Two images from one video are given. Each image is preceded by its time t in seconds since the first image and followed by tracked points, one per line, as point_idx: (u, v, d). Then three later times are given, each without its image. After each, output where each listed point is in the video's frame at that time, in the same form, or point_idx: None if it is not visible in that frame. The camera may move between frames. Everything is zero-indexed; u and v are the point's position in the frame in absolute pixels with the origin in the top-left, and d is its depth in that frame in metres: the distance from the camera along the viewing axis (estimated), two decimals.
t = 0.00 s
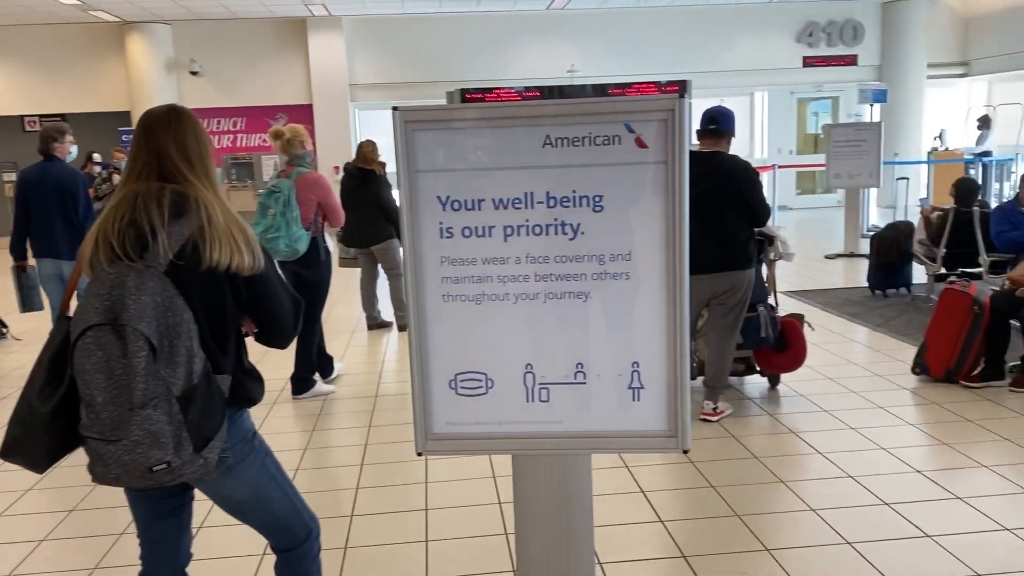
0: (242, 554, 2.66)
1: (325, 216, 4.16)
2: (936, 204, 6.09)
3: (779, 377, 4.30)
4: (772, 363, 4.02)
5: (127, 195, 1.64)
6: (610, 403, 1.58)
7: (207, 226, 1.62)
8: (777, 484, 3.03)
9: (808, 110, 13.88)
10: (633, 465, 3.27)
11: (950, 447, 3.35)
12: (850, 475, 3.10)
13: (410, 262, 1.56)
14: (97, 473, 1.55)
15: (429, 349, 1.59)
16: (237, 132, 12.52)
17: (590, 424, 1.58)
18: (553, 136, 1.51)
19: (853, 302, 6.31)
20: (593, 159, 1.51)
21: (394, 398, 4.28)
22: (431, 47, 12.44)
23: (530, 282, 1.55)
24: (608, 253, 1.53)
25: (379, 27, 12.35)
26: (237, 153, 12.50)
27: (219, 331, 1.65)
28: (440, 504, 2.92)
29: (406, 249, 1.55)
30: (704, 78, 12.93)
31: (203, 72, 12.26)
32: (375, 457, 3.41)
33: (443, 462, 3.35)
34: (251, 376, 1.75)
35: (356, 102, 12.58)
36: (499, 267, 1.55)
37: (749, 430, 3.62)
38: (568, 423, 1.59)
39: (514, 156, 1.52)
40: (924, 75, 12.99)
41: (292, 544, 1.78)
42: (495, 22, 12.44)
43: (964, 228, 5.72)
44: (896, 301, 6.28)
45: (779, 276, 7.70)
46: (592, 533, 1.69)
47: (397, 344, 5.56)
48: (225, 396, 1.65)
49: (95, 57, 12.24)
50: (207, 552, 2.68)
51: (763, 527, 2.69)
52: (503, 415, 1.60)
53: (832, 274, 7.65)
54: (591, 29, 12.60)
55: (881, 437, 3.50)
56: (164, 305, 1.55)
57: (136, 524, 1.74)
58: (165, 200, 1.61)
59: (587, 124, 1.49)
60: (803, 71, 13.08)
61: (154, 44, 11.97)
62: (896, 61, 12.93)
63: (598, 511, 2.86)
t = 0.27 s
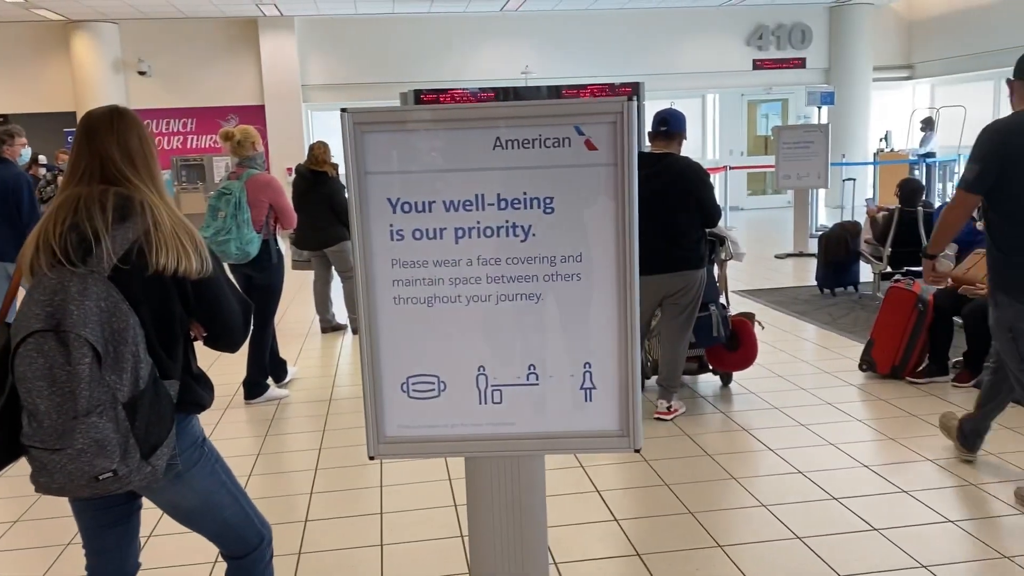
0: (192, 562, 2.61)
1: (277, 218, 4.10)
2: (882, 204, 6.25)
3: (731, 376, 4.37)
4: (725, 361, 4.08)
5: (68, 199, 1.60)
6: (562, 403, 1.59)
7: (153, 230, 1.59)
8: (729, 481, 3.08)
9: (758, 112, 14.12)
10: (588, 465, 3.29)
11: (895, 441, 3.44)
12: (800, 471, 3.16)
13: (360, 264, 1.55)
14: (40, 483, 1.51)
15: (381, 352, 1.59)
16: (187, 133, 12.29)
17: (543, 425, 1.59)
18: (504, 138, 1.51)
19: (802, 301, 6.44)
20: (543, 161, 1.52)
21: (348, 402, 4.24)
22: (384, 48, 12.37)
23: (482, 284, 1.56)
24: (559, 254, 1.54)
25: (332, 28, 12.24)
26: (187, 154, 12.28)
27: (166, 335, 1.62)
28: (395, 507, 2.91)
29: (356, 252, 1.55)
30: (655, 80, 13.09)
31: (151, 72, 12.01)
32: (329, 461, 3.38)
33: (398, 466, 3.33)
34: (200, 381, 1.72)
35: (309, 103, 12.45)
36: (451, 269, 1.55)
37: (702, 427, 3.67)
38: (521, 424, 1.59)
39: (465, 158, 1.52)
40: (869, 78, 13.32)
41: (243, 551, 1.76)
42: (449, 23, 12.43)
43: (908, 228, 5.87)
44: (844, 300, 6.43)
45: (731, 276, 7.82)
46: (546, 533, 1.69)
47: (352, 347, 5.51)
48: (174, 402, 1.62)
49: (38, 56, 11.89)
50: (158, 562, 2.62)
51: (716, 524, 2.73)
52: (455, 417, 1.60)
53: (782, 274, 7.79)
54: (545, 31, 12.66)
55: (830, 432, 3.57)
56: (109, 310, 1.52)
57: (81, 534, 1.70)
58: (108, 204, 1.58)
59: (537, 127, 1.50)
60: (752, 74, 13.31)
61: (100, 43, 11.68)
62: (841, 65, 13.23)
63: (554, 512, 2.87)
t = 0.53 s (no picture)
0: (162, 568, 2.59)
1: (249, 220, 4.07)
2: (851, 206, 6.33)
3: (704, 376, 4.40)
4: (696, 362, 4.12)
5: (33, 202, 1.58)
6: (534, 405, 1.60)
7: (121, 233, 1.57)
8: (702, 481, 3.10)
9: (731, 114, 14.22)
10: (562, 466, 3.30)
11: (865, 440, 3.49)
12: (772, 470, 3.20)
13: (330, 267, 1.54)
14: (5, 490, 1.48)
15: (351, 355, 1.58)
16: (158, 134, 12.15)
17: (515, 428, 1.60)
18: (475, 141, 1.52)
19: (773, 301, 6.51)
20: (514, 163, 1.52)
21: (321, 405, 4.22)
22: (357, 49, 12.31)
23: (453, 286, 1.56)
24: (530, 257, 1.55)
25: (304, 29, 12.15)
26: (157, 156, 12.14)
27: (135, 339, 1.60)
28: (369, 510, 2.90)
29: (327, 254, 1.54)
30: (629, 82, 13.16)
31: (121, 73, 11.85)
32: (303, 465, 3.36)
33: (372, 469, 3.32)
34: (169, 386, 1.71)
35: (282, 105, 12.36)
36: (422, 271, 1.56)
37: (675, 427, 3.70)
38: (493, 426, 1.60)
39: (436, 160, 1.52)
40: (839, 81, 13.50)
41: (215, 555, 1.75)
42: (422, 25, 12.41)
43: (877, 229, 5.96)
44: (814, 300, 6.51)
45: (703, 277, 7.89)
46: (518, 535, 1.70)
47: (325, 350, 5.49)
48: (143, 406, 1.61)
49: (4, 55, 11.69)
50: (128, 568, 2.59)
51: (689, 524, 2.75)
52: (426, 419, 1.60)
53: (754, 274, 7.87)
54: (519, 34, 12.68)
55: (800, 432, 3.62)
56: (76, 314, 1.50)
57: (47, 541, 1.67)
58: (75, 206, 1.56)
59: (508, 129, 1.51)
60: (725, 76, 13.42)
61: (69, 43, 11.51)
62: (812, 67, 13.40)
63: (527, 513, 2.88)
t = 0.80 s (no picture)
0: (149, 571, 2.57)
1: (237, 222, 4.06)
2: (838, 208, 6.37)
3: (693, 378, 4.41)
4: (685, 363, 4.13)
5: (19, 203, 1.57)
6: (522, 407, 1.60)
7: (107, 234, 1.57)
8: (691, 482, 3.11)
9: (720, 117, 14.33)
10: (551, 468, 3.30)
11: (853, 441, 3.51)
12: (760, 471, 3.21)
13: (318, 268, 1.54)
14: None
15: (339, 356, 1.58)
16: (146, 135, 12.10)
17: (503, 429, 1.60)
18: (462, 142, 1.52)
19: (762, 303, 6.54)
20: (501, 164, 1.52)
21: (310, 407, 4.21)
22: (347, 51, 12.29)
23: (441, 288, 1.56)
24: (517, 258, 1.55)
25: (293, 30, 12.13)
26: (146, 157, 12.09)
27: (121, 340, 1.60)
28: (358, 513, 2.89)
29: (314, 255, 1.54)
30: (618, 85, 13.20)
31: (109, 74, 11.79)
32: (291, 468, 3.35)
33: (361, 471, 3.32)
34: (155, 388, 1.70)
35: (270, 106, 12.32)
36: (410, 273, 1.56)
37: (664, 429, 3.71)
38: (481, 427, 1.60)
39: (424, 162, 1.52)
40: (827, 84, 13.56)
41: (202, 558, 1.74)
42: (412, 27, 12.39)
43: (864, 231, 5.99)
44: (803, 302, 6.54)
45: (692, 279, 7.92)
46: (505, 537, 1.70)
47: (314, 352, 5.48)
48: (129, 408, 1.60)
49: None
50: (114, 571, 2.58)
51: (677, 525, 2.76)
52: (414, 421, 1.60)
53: (743, 276, 7.90)
54: (509, 35, 12.68)
55: (788, 433, 3.63)
56: (61, 316, 1.50)
57: (33, 544, 1.66)
58: (61, 207, 1.55)
59: (496, 131, 1.51)
60: (714, 79, 13.47)
61: (56, 44, 11.45)
62: (800, 70, 13.46)
63: (516, 515, 2.88)
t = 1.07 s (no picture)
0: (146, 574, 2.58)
1: (237, 224, 4.06)
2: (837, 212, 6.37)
3: (692, 381, 4.41)
4: (684, 366, 4.14)
5: (19, 205, 1.58)
6: (521, 409, 1.60)
7: (106, 237, 1.57)
8: (690, 486, 3.11)
9: (720, 120, 14.39)
10: (549, 471, 3.30)
11: (852, 445, 3.51)
12: (759, 474, 3.21)
13: (316, 271, 1.55)
14: None
15: (337, 360, 1.58)
16: (146, 137, 12.13)
17: (502, 432, 1.60)
18: (461, 145, 1.52)
19: (761, 306, 6.54)
20: (501, 167, 1.53)
21: (308, 410, 4.22)
22: (346, 53, 12.31)
23: (440, 291, 1.56)
24: (516, 261, 1.55)
25: (293, 33, 12.14)
26: (146, 159, 12.11)
27: (119, 343, 1.60)
28: (356, 515, 2.89)
29: (313, 258, 1.54)
30: (618, 88, 13.22)
31: (109, 76, 11.81)
32: (289, 470, 3.35)
33: (359, 473, 3.32)
34: (154, 391, 1.71)
35: (271, 108, 12.33)
36: (408, 276, 1.56)
37: (662, 432, 3.71)
38: (480, 430, 1.60)
39: (423, 165, 1.53)
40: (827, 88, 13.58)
41: (199, 561, 1.74)
42: (412, 30, 12.41)
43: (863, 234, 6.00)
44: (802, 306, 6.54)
45: (692, 282, 7.92)
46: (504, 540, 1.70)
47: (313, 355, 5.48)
48: (127, 411, 1.60)
49: None
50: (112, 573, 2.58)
51: (676, 528, 2.76)
52: (411, 423, 1.60)
53: (743, 280, 7.91)
54: (509, 38, 12.71)
55: (787, 437, 3.63)
56: (59, 319, 1.50)
57: (31, 545, 1.67)
58: (60, 210, 1.56)
59: (495, 134, 1.51)
60: (714, 82, 13.47)
61: (57, 46, 11.46)
62: (800, 74, 13.48)
63: (515, 518, 2.88)
